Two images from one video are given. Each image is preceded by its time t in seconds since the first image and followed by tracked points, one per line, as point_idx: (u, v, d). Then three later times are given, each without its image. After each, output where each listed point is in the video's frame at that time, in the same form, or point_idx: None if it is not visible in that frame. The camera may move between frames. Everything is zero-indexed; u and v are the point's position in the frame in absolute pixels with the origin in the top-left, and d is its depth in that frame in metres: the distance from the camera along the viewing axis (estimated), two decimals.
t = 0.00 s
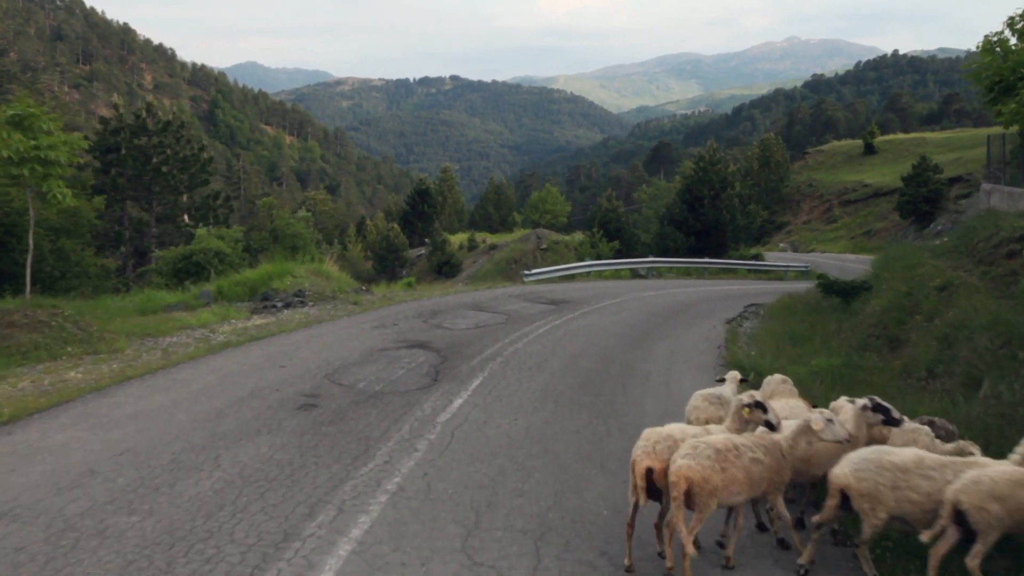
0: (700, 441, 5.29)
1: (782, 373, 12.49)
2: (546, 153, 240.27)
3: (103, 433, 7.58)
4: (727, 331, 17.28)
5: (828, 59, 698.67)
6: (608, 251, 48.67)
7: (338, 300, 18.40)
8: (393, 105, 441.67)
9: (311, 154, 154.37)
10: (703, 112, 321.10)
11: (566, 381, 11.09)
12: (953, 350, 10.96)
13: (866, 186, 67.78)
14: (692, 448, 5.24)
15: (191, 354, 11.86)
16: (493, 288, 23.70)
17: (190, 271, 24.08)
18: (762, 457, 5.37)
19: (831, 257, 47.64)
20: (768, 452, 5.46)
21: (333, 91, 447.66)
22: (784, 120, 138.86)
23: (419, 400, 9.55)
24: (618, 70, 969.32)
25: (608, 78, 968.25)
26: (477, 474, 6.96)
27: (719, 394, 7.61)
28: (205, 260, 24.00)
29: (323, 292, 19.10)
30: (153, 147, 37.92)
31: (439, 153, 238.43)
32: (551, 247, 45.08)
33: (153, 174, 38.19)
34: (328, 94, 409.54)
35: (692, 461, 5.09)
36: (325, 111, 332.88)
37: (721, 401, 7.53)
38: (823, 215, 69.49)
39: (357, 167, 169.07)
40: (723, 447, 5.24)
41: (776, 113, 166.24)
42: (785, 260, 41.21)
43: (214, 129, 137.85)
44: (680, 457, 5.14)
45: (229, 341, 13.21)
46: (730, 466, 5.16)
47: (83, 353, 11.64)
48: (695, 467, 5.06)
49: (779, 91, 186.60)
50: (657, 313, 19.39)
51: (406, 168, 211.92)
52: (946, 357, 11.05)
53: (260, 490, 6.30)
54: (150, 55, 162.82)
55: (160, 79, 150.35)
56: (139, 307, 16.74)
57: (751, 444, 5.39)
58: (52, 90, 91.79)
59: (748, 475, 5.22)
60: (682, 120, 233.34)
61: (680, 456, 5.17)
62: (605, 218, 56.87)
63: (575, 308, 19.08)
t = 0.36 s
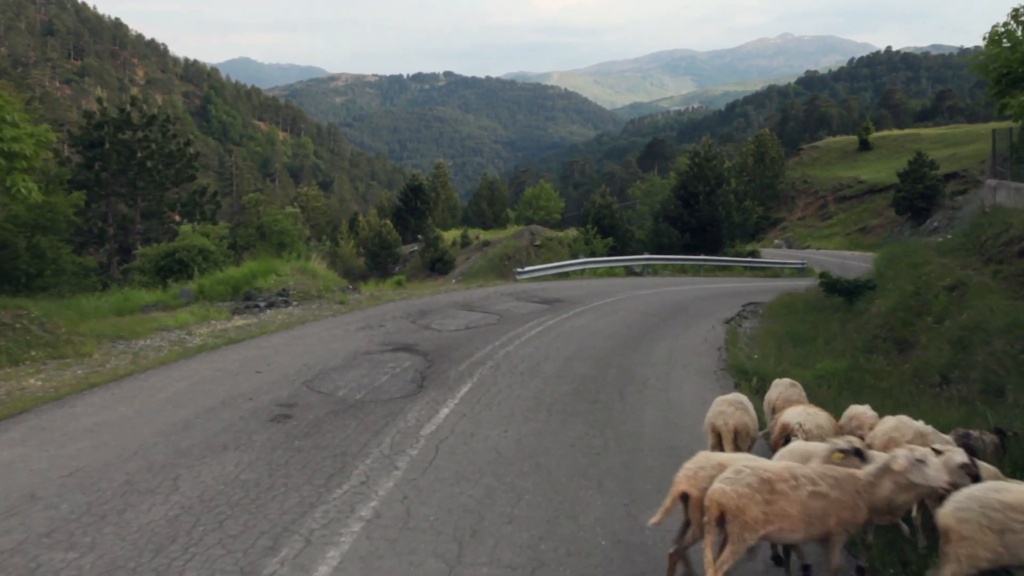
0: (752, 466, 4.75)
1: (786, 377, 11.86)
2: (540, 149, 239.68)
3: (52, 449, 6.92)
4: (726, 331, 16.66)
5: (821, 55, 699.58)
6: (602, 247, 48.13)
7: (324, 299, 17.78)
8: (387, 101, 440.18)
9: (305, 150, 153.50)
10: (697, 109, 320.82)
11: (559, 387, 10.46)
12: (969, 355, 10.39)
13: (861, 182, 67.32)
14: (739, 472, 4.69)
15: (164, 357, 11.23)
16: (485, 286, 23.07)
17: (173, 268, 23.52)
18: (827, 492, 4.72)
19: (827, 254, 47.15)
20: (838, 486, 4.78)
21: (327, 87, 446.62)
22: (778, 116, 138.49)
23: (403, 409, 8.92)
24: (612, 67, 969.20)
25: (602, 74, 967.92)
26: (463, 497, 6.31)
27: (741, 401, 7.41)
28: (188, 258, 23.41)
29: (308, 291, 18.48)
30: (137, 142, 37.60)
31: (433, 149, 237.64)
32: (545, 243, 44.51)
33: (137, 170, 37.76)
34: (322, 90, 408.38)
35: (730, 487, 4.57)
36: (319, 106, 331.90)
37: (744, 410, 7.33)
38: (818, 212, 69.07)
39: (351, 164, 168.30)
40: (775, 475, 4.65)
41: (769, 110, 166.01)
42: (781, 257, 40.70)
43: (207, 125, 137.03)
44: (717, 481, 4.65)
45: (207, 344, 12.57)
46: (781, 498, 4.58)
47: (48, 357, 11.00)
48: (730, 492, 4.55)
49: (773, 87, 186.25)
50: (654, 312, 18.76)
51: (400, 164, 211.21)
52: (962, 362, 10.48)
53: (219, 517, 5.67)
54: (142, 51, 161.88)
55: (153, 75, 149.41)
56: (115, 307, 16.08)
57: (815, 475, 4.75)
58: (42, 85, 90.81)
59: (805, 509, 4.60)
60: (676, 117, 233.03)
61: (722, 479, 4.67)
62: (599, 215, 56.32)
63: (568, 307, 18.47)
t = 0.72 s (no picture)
0: (840, 508, 3.62)
1: (792, 384, 11.24)
2: (533, 147, 239.06)
3: None
4: (725, 333, 16.01)
5: (813, 54, 700.11)
6: (595, 246, 47.45)
7: (307, 301, 17.11)
8: (379, 99, 438.79)
9: (297, 147, 152.52)
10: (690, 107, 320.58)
11: (551, 398, 9.77)
12: (989, 362, 9.77)
13: (855, 180, 66.86)
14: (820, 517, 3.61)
15: (131, 365, 10.53)
16: (476, 286, 22.38)
17: (153, 268, 22.86)
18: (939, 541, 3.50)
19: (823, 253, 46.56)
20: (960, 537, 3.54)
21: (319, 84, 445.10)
22: (770, 114, 138.12)
23: (382, 424, 8.24)
24: (604, 65, 968.95)
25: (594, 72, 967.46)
26: (446, 529, 5.63)
27: (762, 408, 6.91)
28: (168, 257, 22.73)
29: (291, 292, 17.79)
30: (120, 137, 37.08)
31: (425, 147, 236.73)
32: (537, 241, 43.87)
33: (119, 165, 37.27)
34: (314, 88, 406.88)
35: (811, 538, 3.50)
36: (311, 104, 330.60)
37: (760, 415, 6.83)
38: (812, 210, 68.61)
39: (343, 161, 167.37)
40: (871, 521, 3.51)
41: (762, 108, 165.81)
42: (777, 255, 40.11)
43: (198, 122, 136.06)
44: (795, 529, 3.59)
45: (179, 350, 11.89)
46: (877, 550, 3.43)
47: (6, 365, 10.29)
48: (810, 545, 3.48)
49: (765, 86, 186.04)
50: (650, 314, 18.11)
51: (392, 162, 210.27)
52: (981, 370, 9.86)
53: (166, 557, 4.99)
54: (133, 48, 160.69)
55: (144, 72, 148.21)
56: (87, 309, 15.33)
57: (919, 520, 3.54)
58: (30, 81, 89.55)
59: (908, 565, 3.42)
60: (669, 114, 232.73)
61: (798, 527, 3.61)
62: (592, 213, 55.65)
63: (561, 308, 17.80)
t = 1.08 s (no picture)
0: None
1: (798, 395, 10.62)
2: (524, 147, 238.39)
3: None
4: (724, 339, 15.37)
5: (804, 54, 701.15)
6: (588, 247, 46.76)
7: (289, 306, 16.44)
8: (371, 99, 437.39)
9: (287, 147, 151.58)
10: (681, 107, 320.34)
11: (543, 412, 9.11)
12: (1010, 373, 9.16)
13: (848, 180, 66.46)
14: None
15: (93, 377, 9.84)
16: (464, 289, 21.72)
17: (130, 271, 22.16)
18: None
19: (818, 254, 46.02)
20: None
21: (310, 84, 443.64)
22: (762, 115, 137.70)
23: (360, 445, 7.57)
24: (595, 65, 969.01)
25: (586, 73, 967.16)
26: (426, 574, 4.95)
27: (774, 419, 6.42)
28: (146, 259, 22.01)
29: (274, 296, 17.12)
30: (101, 136, 36.38)
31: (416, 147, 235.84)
32: (529, 242, 43.24)
33: (100, 165, 36.53)
34: (305, 88, 405.40)
35: None
36: (303, 104, 329.34)
37: (766, 434, 6.17)
38: (805, 210, 68.16)
39: (333, 162, 166.45)
40: None
41: (753, 108, 165.62)
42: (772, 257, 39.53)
43: (188, 122, 135.08)
44: None
45: (148, 360, 11.21)
46: None
47: None
48: None
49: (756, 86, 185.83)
50: (645, 319, 17.46)
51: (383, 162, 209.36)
52: (1002, 380, 9.25)
53: None
54: (123, 48, 159.53)
55: (133, 71, 147.05)
56: (56, 315, 14.61)
57: None
58: (18, 80, 88.38)
59: None
60: (660, 115, 232.41)
61: None
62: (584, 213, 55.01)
63: (553, 313, 17.14)
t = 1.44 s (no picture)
0: None
1: (806, 410, 9.94)
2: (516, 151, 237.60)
3: None
4: (724, 348, 14.68)
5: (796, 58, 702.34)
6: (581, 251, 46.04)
7: (270, 314, 15.69)
8: (363, 103, 435.90)
9: (279, 151, 150.59)
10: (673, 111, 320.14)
11: (534, 433, 8.41)
12: None
13: (843, 183, 65.95)
14: None
15: (49, 395, 9.07)
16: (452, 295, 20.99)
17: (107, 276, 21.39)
18: None
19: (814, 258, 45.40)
20: None
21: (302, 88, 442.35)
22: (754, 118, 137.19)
23: (334, 472, 6.84)
24: (588, 69, 969.20)
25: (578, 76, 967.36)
26: None
27: (793, 438, 5.85)
28: (123, 264, 21.24)
29: (255, 305, 16.37)
30: (82, 138, 35.67)
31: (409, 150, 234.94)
32: (521, 246, 42.52)
33: (81, 168, 35.85)
34: (298, 92, 404.11)
35: None
36: (295, 108, 327.85)
37: (785, 455, 5.61)
38: (800, 214, 67.60)
39: (325, 165, 165.47)
40: None
41: (745, 112, 165.21)
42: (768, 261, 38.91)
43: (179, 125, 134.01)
44: None
45: (114, 375, 10.44)
46: None
47: None
48: None
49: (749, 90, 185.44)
50: (641, 326, 16.78)
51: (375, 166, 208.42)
52: None
53: None
54: (114, 51, 158.40)
55: (124, 74, 145.96)
56: (22, 325, 13.85)
57: None
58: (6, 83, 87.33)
59: None
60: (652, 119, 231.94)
61: None
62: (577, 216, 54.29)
63: (545, 321, 16.42)
